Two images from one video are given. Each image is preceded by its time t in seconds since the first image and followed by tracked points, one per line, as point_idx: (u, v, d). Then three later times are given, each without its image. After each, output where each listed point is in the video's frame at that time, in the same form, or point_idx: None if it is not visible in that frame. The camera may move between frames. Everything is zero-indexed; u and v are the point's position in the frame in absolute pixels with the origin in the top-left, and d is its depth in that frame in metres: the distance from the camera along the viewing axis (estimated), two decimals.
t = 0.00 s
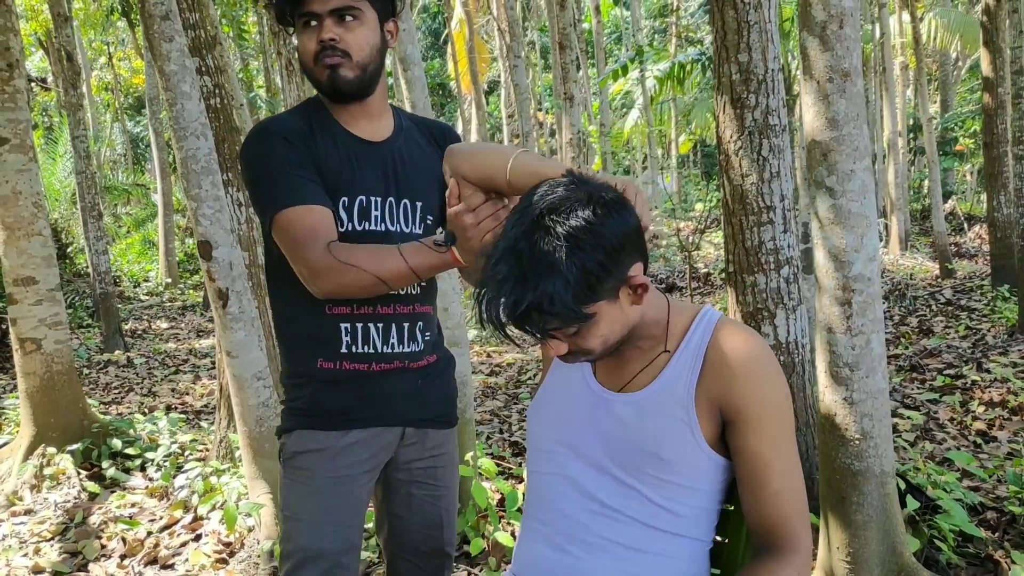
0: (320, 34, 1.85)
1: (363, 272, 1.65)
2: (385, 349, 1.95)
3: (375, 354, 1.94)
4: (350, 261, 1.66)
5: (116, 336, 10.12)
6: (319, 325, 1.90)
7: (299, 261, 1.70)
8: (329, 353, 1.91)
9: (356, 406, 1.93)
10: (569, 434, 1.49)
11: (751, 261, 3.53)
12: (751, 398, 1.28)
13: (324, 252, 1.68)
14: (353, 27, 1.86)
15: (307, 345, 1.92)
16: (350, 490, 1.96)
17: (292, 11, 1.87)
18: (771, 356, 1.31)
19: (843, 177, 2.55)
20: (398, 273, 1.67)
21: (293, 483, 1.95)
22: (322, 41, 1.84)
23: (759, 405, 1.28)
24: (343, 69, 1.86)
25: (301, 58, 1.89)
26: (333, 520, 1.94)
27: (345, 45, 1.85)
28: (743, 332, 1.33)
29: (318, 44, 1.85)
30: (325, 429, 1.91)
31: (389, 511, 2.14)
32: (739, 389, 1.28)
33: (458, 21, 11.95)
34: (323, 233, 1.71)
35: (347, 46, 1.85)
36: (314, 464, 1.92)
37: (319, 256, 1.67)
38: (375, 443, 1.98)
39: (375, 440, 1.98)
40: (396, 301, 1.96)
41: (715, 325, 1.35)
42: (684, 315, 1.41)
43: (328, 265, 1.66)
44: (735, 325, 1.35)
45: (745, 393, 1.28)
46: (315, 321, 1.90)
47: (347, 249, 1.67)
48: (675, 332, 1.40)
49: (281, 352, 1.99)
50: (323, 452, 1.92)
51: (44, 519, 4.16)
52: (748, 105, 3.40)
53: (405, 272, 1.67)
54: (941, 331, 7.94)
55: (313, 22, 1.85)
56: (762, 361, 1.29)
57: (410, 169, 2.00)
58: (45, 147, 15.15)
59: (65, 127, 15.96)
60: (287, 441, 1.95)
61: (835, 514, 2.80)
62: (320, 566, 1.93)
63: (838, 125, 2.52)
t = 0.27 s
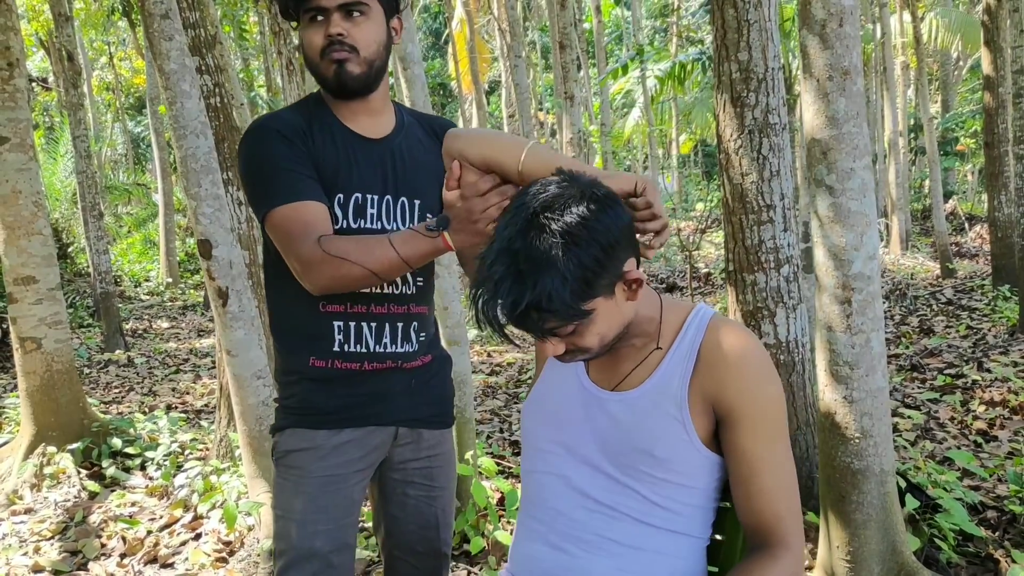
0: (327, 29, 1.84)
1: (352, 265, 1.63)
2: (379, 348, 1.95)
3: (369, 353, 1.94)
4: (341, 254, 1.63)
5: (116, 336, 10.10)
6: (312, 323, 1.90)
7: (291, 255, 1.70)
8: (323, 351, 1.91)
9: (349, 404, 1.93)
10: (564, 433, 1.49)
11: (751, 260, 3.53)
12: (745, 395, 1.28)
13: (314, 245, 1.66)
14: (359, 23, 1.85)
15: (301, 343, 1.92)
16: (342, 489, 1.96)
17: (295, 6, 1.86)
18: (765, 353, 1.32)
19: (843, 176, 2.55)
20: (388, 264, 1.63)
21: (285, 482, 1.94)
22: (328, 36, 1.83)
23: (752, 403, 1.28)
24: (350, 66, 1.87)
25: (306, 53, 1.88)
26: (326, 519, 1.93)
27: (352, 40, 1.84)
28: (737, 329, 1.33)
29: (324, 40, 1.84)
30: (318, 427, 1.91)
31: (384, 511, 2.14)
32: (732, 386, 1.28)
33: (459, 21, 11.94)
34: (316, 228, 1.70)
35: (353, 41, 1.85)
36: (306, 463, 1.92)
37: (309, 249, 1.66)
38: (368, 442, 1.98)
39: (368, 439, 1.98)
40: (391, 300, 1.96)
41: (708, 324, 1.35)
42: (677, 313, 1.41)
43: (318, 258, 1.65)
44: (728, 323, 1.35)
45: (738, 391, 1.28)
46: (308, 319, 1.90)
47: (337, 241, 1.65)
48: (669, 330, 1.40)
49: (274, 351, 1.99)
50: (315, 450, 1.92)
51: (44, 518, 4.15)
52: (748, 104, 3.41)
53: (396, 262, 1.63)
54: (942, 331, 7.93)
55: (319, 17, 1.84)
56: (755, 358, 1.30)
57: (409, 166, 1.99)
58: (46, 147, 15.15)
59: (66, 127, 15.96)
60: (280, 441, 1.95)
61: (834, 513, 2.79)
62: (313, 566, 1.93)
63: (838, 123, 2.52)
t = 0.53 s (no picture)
0: (358, 33, 1.85)
1: (360, 255, 1.60)
2: (381, 347, 1.95)
3: (371, 351, 1.94)
4: (346, 244, 1.61)
5: (117, 336, 10.10)
6: (314, 321, 1.90)
7: (298, 247, 1.68)
8: (324, 350, 1.90)
9: (351, 404, 1.93)
10: (564, 432, 1.49)
11: (751, 260, 3.53)
12: (745, 396, 1.28)
13: (320, 236, 1.65)
14: (388, 30, 1.88)
15: (302, 343, 1.91)
16: (345, 489, 1.96)
17: (321, 6, 1.84)
18: (765, 353, 1.32)
19: (842, 176, 2.55)
20: (394, 252, 1.60)
21: (288, 483, 1.94)
22: (361, 41, 1.85)
23: (753, 402, 1.27)
24: (380, 72, 1.89)
25: (329, 54, 1.88)
26: (327, 518, 1.93)
27: (383, 47, 1.87)
28: (738, 329, 1.33)
29: (356, 44, 1.86)
30: (320, 426, 1.91)
31: (385, 511, 2.14)
32: (733, 386, 1.28)
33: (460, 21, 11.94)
34: (323, 221, 1.68)
35: (383, 48, 1.88)
36: (308, 463, 1.92)
37: (315, 241, 1.65)
38: (370, 441, 1.98)
39: (371, 438, 1.98)
40: (392, 299, 1.97)
41: (708, 325, 1.35)
42: (677, 314, 1.41)
43: (324, 249, 1.63)
44: (729, 323, 1.35)
45: (739, 391, 1.28)
46: (311, 318, 1.90)
47: (342, 232, 1.63)
48: (669, 330, 1.40)
49: (277, 349, 1.99)
50: (318, 449, 1.92)
51: (44, 518, 4.16)
52: (747, 104, 3.42)
53: (405, 253, 1.60)
54: (942, 331, 7.92)
55: (349, 20, 1.84)
56: (755, 358, 1.29)
57: (412, 167, 2.01)
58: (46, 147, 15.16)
59: (66, 127, 15.97)
60: (283, 440, 1.95)
61: (834, 514, 2.79)
62: (315, 566, 1.93)
63: (836, 123, 2.52)
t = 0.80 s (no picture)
0: (371, 34, 1.84)
1: (342, 263, 1.62)
2: (382, 347, 1.96)
3: (371, 351, 1.94)
4: (332, 253, 1.63)
5: (117, 335, 10.10)
6: (315, 321, 1.90)
7: (288, 261, 1.69)
8: (325, 349, 1.91)
9: (352, 403, 1.93)
10: (565, 434, 1.49)
11: (751, 260, 3.53)
12: (744, 395, 1.27)
13: (307, 249, 1.66)
14: (400, 32, 1.88)
15: (303, 342, 1.92)
16: (346, 488, 1.96)
17: (333, 4, 1.81)
18: (763, 350, 1.31)
19: (842, 175, 2.55)
20: (379, 259, 1.62)
21: (289, 481, 1.94)
22: (375, 43, 1.85)
23: (751, 401, 1.27)
24: (389, 75, 1.90)
25: (339, 53, 1.86)
26: (328, 516, 1.93)
27: (394, 50, 1.88)
28: (735, 328, 1.33)
29: (369, 46, 1.85)
30: (322, 425, 1.91)
31: (386, 509, 2.14)
32: (732, 385, 1.28)
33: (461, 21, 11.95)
34: (308, 230, 1.70)
35: (395, 51, 1.88)
36: (309, 461, 1.92)
37: (304, 255, 1.66)
38: (371, 440, 1.98)
39: (372, 437, 1.98)
40: (393, 298, 1.97)
41: (706, 324, 1.34)
42: (674, 313, 1.40)
43: (312, 261, 1.64)
44: (727, 321, 1.35)
45: (738, 390, 1.27)
46: (311, 318, 1.90)
47: (328, 241, 1.65)
48: (668, 330, 1.39)
49: (277, 349, 1.99)
50: (319, 448, 1.92)
51: (44, 517, 4.16)
52: (748, 103, 3.42)
53: (386, 257, 1.62)
54: (943, 331, 7.92)
55: (363, 20, 1.82)
56: (753, 357, 1.29)
57: (408, 168, 2.02)
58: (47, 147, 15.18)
59: (67, 127, 15.98)
60: (283, 439, 1.95)
61: (835, 513, 2.79)
62: (317, 564, 1.94)
63: (837, 122, 2.52)
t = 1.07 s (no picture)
0: (358, 29, 1.88)
1: (312, 275, 1.70)
2: (379, 346, 1.96)
3: (369, 350, 1.95)
4: (302, 266, 1.70)
5: (118, 335, 10.10)
6: (313, 321, 1.91)
7: (264, 270, 1.78)
8: (323, 349, 1.92)
9: (351, 403, 1.94)
10: (561, 438, 1.49)
11: (752, 259, 3.53)
12: (734, 394, 1.27)
13: (278, 260, 1.74)
14: (386, 28, 1.92)
15: (302, 343, 1.94)
16: (345, 487, 1.96)
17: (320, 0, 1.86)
18: (753, 348, 1.31)
19: (843, 175, 2.55)
20: (346, 270, 1.69)
21: (289, 480, 1.95)
22: (361, 38, 1.88)
23: (743, 400, 1.27)
24: (377, 70, 1.92)
25: (326, 49, 1.89)
26: (327, 516, 1.94)
27: (381, 44, 1.91)
28: (724, 328, 1.32)
29: (356, 40, 1.88)
30: (320, 425, 1.92)
31: (390, 511, 2.13)
32: (723, 385, 1.28)
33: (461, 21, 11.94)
34: (280, 241, 1.77)
35: (381, 46, 1.91)
36: (308, 460, 1.93)
37: (277, 266, 1.74)
38: (370, 439, 1.98)
39: (370, 437, 1.97)
40: (388, 297, 1.97)
41: (695, 325, 1.34)
42: (662, 315, 1.40)
43: (283, 273, 1.73)
44: (715, 322, 1.34)
45: (729, 390, 1.27)
46: (308, 318, 1.91)
47: (299, 254, 1.72)
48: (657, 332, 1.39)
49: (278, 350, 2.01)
50: (317, 448, 1.93)
51: (45, 517, 4.16)
52: (749, 103, 3.42)
53: (355, 267, 1.69)
54: (944, 331, 7.91)
55: (349, 16, 1.87)
56: (743, 356, 1.29)
57: (396, 167, 2.01)
58: (48, 147, 15.18)
59: (68, 127, 15.98)
60: (283, 439, 1.97)
61: (836, 513, 2.79)
62: (315, 565, 1.93)
63: (838, 122, 2.52)
